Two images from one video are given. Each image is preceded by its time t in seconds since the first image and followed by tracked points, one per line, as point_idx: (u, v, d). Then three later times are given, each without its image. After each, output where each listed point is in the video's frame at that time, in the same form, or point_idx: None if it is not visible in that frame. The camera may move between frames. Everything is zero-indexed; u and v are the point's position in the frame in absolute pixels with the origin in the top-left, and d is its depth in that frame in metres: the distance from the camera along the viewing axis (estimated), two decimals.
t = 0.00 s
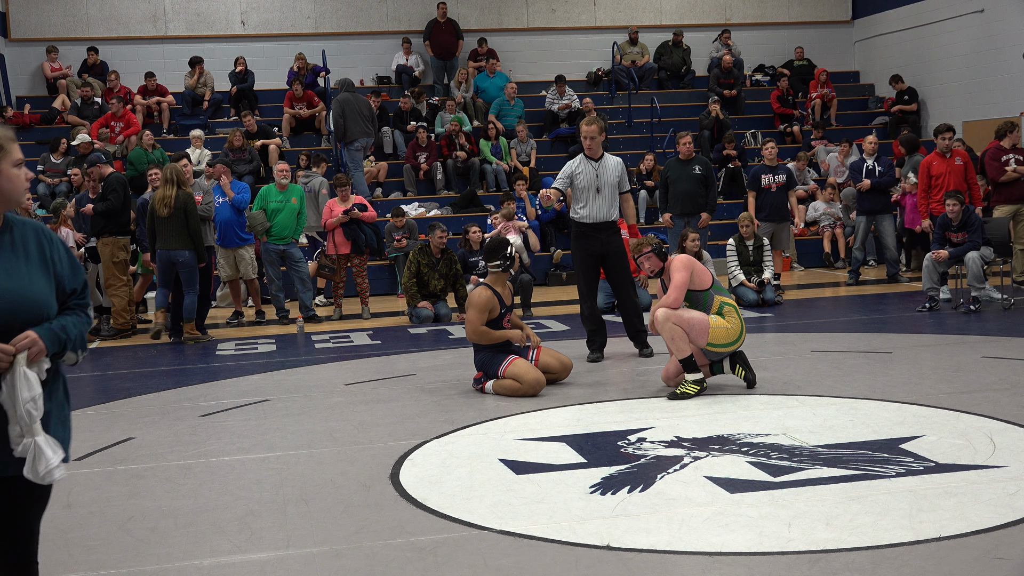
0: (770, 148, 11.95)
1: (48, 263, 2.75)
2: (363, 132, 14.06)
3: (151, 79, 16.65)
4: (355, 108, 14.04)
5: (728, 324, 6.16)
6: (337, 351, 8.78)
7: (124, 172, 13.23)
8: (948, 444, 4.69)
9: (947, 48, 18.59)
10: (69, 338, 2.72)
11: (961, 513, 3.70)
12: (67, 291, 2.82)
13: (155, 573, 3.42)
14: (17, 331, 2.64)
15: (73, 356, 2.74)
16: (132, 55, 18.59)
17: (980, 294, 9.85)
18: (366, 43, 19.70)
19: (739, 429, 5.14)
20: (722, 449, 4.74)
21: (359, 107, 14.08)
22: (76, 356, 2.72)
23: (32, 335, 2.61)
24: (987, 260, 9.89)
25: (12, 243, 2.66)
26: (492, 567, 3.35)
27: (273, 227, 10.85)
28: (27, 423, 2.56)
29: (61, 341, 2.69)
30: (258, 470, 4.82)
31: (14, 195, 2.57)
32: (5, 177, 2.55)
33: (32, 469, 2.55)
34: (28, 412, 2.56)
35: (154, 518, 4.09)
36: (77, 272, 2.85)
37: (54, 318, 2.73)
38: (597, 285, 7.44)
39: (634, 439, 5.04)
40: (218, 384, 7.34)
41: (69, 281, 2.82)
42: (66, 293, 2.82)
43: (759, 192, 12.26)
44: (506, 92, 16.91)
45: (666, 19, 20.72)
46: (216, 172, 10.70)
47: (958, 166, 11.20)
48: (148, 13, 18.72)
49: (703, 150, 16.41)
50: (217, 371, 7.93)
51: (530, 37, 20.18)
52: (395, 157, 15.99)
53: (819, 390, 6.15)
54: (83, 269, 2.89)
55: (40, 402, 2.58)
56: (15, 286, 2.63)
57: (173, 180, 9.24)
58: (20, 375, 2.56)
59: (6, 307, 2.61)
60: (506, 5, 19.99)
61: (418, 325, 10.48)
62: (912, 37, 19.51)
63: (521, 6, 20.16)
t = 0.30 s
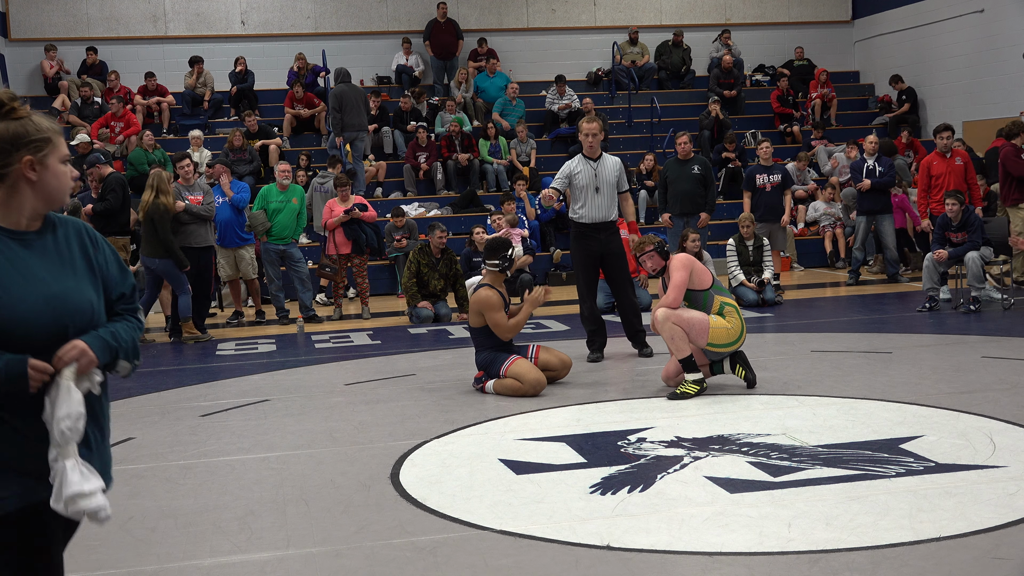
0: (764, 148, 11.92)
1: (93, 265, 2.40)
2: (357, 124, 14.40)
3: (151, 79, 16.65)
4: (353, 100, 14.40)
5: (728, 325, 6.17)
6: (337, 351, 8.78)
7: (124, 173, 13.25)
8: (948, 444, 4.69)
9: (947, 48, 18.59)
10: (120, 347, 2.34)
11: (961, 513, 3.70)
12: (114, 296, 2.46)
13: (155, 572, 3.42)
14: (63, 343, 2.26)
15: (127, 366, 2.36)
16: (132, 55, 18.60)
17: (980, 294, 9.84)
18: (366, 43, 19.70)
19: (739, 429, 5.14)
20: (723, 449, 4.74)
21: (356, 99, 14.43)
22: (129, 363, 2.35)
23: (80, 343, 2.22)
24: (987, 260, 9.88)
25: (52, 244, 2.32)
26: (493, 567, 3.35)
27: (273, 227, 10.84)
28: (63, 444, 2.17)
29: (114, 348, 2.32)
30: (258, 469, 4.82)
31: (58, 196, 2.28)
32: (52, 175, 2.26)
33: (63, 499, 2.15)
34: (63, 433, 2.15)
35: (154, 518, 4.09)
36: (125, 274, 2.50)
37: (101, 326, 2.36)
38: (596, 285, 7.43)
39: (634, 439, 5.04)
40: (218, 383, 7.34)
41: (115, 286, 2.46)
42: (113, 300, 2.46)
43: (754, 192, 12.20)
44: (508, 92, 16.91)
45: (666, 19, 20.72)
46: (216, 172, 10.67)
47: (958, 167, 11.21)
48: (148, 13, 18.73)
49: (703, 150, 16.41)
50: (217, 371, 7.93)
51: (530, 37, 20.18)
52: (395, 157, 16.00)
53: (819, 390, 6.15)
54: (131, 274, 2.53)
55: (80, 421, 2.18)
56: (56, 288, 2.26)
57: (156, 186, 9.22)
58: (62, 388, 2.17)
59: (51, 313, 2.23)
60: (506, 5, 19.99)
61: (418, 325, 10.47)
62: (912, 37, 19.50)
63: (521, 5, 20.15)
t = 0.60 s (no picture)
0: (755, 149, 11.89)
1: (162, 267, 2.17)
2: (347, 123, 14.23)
3: (151, 79, 16.66)
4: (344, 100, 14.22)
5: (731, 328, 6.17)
6: (338, 351, 8.77)
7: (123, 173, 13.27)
8: (948, 444, 4.69)
9: (947, 48, 18.59)
10: (204, 357, 2.17)
11: (961, 513, 3.70)
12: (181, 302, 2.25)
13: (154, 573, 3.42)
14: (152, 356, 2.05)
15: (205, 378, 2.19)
16: (132, 55, 18.61)
17: (980, 294, 9.84)
18: (366, 43, 19.70)
19: (739, 429, 5.14)
20: (722, 449, 4.74)
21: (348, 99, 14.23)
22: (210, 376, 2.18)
23: (179, 356, 2.06)
24: (987, 260, 9.87)
25: (126, 246, 2.08)
26: (492, 567, 3.35)
27: (273, 227, 10.86)
28: (173, 467, 2.01)
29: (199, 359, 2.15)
30: (259, 469, 4.82)
31: (120, 189, 2.01)
32: (115, 165, 1.99)
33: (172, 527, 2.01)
34: (179, 453, 2.01)
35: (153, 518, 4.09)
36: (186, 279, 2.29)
37: (180, 334, 2.16)
38: (596, 286, 7.43)
39: (634, 439, 5.04)
40: (218, 383, 7.34)
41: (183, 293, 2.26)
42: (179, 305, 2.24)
43: (743, 193, 12.27)
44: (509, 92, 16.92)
45: (666, 19, 20.71)
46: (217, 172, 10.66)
47: (959, 167, 11.23)
48: (148, 13, 18.72)
49: (703, 150, 16.42)
50: (217, 371, 7.92)
51: (530, 37, 20.18)
52: (395, 157, 16.01)
53: (819, 390, 6.15)
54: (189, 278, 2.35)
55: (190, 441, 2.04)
56: (146, 294, 2.04)
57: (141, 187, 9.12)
58: (171, 406, 2.01)
59: (144, 323, 2.00)
60: (506, 5, 19.99)
61: (418, 325, 10.47)
62: (913, 37, 19.49)
63: (521, 5, 20.15)
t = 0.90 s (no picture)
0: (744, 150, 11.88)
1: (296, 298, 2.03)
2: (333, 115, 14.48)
3: (151, 79, 16.66)
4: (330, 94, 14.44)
5: (733, 330, 6.17)
6: (337, 351, 8.77)
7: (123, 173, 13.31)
8: (948, 444, 4.69)
9: (947, 48, 18.60)
10: (334, 397, 2.03)
11: (961, 513, 3.70)
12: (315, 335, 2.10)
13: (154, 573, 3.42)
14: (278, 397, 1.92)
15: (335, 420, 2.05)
16: (133, 55, 18.61)
17: (979, 294, 9.83)
18: (366, 43, 19.69)
19: (739, 429, 5.14)
20: (722, 449, 4.74)
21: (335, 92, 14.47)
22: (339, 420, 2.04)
23: (310, 403, 1.92)
24: (987, 260, 9.87)
25: (253, 273, 1.94)
26: (492, 567, 3.35)
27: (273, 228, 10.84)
28: (305, 528, 1.92)
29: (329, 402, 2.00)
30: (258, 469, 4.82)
31: (202, 195, 1.81)
32: (194, 170, 1.80)
33: None
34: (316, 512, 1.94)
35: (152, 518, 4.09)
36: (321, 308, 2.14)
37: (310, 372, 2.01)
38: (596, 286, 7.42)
39: (634, 439, 5.04)
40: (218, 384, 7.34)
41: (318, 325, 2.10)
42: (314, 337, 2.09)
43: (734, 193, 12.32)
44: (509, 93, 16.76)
45: (666, 19, 20.71)
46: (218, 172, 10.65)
47: (958, 167, 11.24)
48: (148, 13, 18.73)
49: (703, 150, 16.42)
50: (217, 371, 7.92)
51: (530, 37, 20.18)
52: (395, 157, 16.01)
53: (820, 390, 6.15)
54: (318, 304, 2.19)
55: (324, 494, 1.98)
56: (274, 329, 1.90)
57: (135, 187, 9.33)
58: (299, 463, 1.92)
59: (272, 368, 1.87)
60: (506, 5, 19.99)
61: (418, 325, 10.49)
62: (913, 37, 19.48)
63: (521, 5, 20.16)
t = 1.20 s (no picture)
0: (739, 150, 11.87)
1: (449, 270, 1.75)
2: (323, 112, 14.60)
3: (151, 79, 16.67)
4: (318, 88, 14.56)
5: (733, 331, 6.17)
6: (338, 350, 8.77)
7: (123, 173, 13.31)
8: (948, 444, 4.69)
9: (947, 48, 18.60)
10: (493, 380, 1.71)
11: (961, 513, 3.70)
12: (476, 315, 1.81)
13: (155, 572, 3.42)
14: (420, 379, 1.63)
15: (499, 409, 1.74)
16: (133, 55, 18.61)
17: (980, 294, 9.83)
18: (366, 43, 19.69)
19: (739, 429, 5.14)
20: (722, 449, 4.74)
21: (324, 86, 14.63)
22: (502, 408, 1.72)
23: (456, 385, 1.61)
24: (987, 260, 9.87)
25: (401, 237, 1.68)
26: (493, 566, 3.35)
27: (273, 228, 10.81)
28: (458, 531, 1.63)
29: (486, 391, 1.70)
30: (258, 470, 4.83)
31: (346, 166, 1.55)
32: (341, 138, 1.54)
33: None
34: (461, 512, 1.62)
35: (153, 518, 4.09)
36: (485, 285, 1.85)
37: (464, 350, 1.71)
38: (596, 287, 7.44)
39: (634, 438, 5.04)
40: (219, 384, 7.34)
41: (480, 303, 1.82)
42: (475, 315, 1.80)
43: (729, 194, 12.29)
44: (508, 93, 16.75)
45: (666, 19, 20.71)
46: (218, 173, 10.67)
47: (958, 167, 11.24)
48: (148, 13, 18.73)
49: (703, 150, 16.42)
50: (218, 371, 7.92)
51: (530, 37, 20.19)
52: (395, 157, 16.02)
53: (820, 390, 6.15)
54: (492, 284, 1.89)
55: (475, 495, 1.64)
56: (417, 301, 1.60)
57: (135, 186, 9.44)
58: (447, 454, 1.60)
59: (406, 345, 1.58)
60: (506, 5, 19.98)
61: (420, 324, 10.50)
62: (913, 37, 19.48)
63: (521, 5, 20.15)
